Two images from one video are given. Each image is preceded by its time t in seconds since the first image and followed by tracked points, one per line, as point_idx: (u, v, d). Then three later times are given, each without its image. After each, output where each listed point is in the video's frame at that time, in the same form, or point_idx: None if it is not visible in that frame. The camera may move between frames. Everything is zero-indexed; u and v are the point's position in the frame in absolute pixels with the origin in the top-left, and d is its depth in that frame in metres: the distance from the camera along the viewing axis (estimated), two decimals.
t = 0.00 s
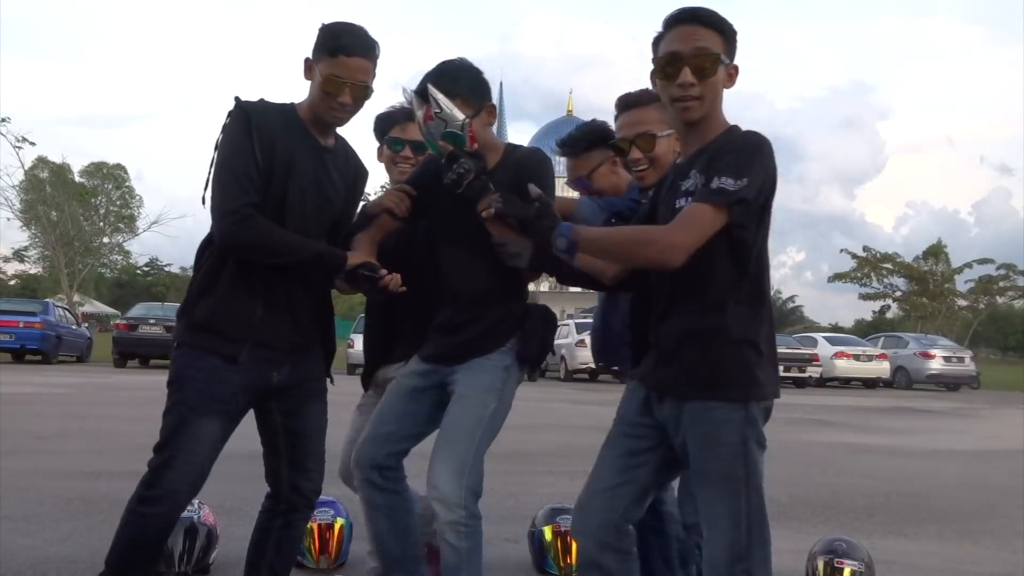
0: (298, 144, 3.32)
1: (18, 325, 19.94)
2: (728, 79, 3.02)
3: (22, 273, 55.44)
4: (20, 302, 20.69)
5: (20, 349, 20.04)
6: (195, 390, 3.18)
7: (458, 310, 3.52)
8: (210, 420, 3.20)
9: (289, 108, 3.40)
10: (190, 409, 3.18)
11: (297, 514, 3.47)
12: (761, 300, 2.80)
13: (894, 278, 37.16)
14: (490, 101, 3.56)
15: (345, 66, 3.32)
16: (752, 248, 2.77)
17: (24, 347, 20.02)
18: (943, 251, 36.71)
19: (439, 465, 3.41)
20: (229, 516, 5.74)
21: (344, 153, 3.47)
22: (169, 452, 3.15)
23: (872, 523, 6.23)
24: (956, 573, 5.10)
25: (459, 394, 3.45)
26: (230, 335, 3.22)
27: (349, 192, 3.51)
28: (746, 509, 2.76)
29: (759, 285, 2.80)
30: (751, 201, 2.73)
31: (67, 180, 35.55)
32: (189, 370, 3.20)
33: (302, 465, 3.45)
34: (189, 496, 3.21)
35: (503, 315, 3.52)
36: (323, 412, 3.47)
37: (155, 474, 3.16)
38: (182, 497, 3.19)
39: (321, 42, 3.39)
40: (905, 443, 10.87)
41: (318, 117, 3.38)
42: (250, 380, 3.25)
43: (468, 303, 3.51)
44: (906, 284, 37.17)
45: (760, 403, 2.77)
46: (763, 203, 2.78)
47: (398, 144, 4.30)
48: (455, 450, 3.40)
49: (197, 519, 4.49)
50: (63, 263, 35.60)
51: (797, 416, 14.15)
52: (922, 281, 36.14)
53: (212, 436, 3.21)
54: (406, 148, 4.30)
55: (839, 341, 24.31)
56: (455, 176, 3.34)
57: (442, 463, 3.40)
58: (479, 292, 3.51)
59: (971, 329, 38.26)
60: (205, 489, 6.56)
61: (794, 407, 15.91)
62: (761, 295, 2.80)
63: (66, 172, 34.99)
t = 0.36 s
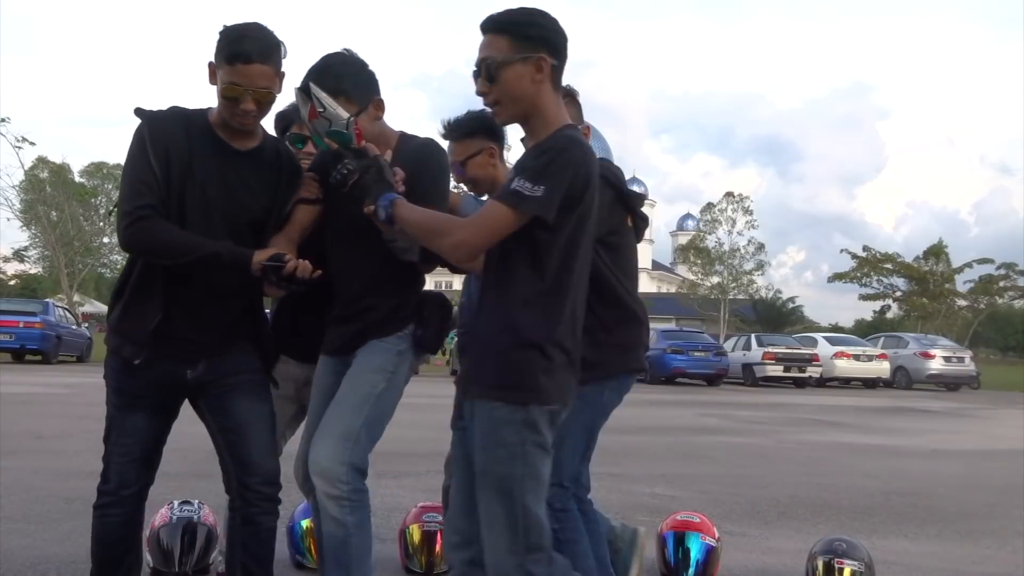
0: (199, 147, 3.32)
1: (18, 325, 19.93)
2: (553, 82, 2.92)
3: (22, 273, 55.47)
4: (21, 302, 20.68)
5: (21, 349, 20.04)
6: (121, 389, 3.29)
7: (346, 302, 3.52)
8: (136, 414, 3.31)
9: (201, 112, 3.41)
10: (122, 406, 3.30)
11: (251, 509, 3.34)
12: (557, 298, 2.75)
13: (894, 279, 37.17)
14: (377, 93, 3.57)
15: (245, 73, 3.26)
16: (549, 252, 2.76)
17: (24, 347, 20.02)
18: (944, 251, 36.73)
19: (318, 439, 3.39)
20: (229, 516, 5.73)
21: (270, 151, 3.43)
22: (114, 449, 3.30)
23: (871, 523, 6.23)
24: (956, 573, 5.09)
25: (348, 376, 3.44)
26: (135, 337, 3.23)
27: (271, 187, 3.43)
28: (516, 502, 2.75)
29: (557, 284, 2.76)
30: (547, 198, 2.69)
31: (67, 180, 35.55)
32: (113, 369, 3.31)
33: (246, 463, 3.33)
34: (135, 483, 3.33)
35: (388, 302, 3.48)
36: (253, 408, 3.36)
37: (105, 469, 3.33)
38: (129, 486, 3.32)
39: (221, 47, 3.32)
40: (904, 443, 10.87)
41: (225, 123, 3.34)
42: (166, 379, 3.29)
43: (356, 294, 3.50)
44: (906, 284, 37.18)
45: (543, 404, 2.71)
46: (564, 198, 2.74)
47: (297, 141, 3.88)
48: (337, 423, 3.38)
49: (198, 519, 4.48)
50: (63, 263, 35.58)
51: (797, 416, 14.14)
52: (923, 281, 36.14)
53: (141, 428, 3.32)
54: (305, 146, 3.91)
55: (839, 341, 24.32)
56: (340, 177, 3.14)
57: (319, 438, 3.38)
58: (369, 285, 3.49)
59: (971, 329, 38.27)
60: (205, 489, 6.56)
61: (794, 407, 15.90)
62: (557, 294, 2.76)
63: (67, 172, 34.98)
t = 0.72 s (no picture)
0: (161, 140, 3.33)
1: (18, 325, 19.93)
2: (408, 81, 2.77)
3: (22, 273, 55.44)
4: (21, 302, 20.67)
5: (21, 349, 20.04)
6: (81, 386, 3.28)
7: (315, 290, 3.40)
8: (98, 412, 3.29)
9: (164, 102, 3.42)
10: (83, 404, 3.28)
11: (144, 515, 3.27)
12: (383, 291, 2.56)
13: (895, 279, 37.17)
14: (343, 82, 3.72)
15: (211, 58, 3.27)
16: (370, 252, 2.57)
17: (24, 347, 20.02)
18: (944, 251, 36.75)
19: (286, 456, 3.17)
20: (229, 517, 5.72)
21: (240, 140, 3.47)
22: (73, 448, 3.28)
23: (871, 523, 6.23)
24: (957, 573, 5.09)
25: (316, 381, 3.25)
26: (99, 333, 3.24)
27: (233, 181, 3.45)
28: (291, 497, 2.57)
29: (382, 276, 2.57)
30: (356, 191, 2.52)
31: (67, 180, 35.55)
32: (76, 367, 3.30)
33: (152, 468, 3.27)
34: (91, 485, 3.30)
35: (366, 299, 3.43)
36: (188, 414, 3.33)
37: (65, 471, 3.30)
38: (90, 488, 3.30)
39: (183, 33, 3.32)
40: (904, 443, 10.87)
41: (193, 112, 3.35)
42: (123, 375, 3.29)
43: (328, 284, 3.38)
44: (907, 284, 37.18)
45: (353, 402, 2.55)
46: (380, 189, 2.55)
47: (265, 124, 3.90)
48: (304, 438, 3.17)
49: (196, 519, 4.50)
50: (63, 263, 35.56)
51: (797, 416, 14.14)
52: (923, 281, 36.14)
53: (101, 427, 3.30)
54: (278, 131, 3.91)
55: (839, 340, 24.33)
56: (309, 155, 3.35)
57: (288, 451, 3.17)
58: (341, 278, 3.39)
59: (970, 329, 38.28)
60: (205, 489, 6.55)
61: (794, 407, 15.89)
62: (380, 289, 2.57)
63: (67, 172, 34.99)
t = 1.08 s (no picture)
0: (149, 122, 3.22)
1: (18, 325, 19.93)
2: (229, 48, 2.65)
3: (22, 273, 55.43)
4: (21, 302, 20.67)
5: (21, 349, 20.04)
6: (54, 381, 3.07)
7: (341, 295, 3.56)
8: (67, 414, 3.10)
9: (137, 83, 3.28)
10: (52, 403, 3.08)
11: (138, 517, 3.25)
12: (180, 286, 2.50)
13: (894, 278, 37.18)
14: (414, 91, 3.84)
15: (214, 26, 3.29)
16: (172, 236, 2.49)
17: (24, 347, 20.01)
18: (943, 250, 36.77)
19: (336, 449, 3.49)
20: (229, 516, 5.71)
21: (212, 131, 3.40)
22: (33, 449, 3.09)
23: (872, 523, 6.23)
24: (956, 573, 5.10)
25: (357, 380, 3.55)
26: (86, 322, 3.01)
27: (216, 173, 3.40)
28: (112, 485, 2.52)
29: (178, 270, 2.50)
30: (135, 190, 2.41)
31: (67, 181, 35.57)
32: (51, 359, 3.06)
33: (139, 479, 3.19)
34: (54, 497, 3.14)
35: (399, 312, 3.66)
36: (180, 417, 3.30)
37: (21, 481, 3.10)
38: (50, 501, 3.13)
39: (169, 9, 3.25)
40: (904, 443, 10.87)
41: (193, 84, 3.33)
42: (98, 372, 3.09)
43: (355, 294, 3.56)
44: (907, 284, 37.19)
45: (155, 395, 2.47)
46: (165, 183, 2.46)
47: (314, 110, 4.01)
48: (354, 433, 3.50)
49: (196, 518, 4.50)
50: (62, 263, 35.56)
51: (797, 415, 14.14)
52: (923, 281, 36.16)
53: (69, 430, 3.11)
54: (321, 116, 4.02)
55: (839, 340, 24.34)
56: (374, 158, 3.34)
57: (340, 446, 3.49)
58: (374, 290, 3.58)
59: (970, 329, 38.29)
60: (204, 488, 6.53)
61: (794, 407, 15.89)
62: (182, 276, 2.50)
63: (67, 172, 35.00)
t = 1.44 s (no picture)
0: (167, 121, 3.24)
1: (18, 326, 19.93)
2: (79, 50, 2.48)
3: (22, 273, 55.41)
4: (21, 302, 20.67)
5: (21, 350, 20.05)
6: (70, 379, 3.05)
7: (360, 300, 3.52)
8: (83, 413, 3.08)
9: (138, 81, 3.23)
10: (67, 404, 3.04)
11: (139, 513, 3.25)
12: (18, 290, 2.29)
13: (894, 279, 37.19)
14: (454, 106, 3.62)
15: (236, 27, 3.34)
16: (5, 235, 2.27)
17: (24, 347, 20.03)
18: (943, 250, 36.77)
19: (372, 459, 3.44)
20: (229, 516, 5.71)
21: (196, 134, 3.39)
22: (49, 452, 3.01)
23: (872, 523, 6.24)
24: (956, 573, 5.10)
25: (383, 394, 3.49)
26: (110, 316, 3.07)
27: (209, 173, 3.44)
28: None
29: (12, 268, 2.28)
30: None
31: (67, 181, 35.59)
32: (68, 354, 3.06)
33: (151, 476, 3.25)
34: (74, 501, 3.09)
35: (419, 321, 3.61)
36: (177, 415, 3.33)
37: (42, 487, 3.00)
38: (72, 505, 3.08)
39: (187, 12, 3.28)
40: (904, 443, 10.86)
41: (208, 83, 3.34)
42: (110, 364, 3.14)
43: (376, 299, 3.51)
44: (907, 284, 37.19)
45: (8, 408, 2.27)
46: None
47: (351, 115, 4.02)
48: (389, 440, 3.45)
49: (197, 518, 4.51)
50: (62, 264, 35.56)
51: (797, 416, 14.13)
52: (923, 282, 36.15)
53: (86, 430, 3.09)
54: (357, 121, 4.02)
55: (839, 340, 24.35)
56: (421, 159, 3.41)
57: (377, 454, 3.44)
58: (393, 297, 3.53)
59: (970, 329, 38.27)
60: (206, 488, 6.53)
61: (794, 407, 15.88)
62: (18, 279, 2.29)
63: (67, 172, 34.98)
